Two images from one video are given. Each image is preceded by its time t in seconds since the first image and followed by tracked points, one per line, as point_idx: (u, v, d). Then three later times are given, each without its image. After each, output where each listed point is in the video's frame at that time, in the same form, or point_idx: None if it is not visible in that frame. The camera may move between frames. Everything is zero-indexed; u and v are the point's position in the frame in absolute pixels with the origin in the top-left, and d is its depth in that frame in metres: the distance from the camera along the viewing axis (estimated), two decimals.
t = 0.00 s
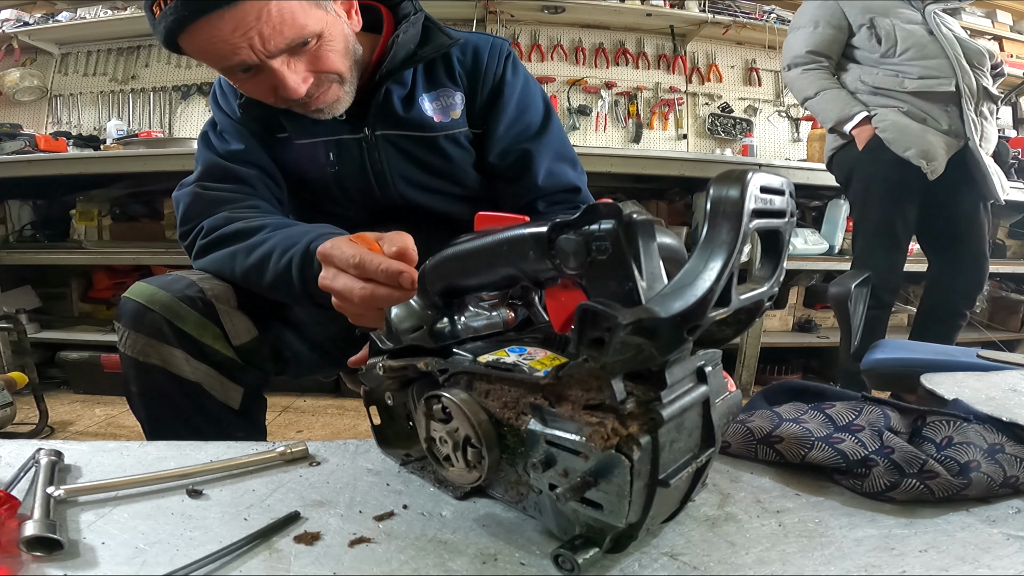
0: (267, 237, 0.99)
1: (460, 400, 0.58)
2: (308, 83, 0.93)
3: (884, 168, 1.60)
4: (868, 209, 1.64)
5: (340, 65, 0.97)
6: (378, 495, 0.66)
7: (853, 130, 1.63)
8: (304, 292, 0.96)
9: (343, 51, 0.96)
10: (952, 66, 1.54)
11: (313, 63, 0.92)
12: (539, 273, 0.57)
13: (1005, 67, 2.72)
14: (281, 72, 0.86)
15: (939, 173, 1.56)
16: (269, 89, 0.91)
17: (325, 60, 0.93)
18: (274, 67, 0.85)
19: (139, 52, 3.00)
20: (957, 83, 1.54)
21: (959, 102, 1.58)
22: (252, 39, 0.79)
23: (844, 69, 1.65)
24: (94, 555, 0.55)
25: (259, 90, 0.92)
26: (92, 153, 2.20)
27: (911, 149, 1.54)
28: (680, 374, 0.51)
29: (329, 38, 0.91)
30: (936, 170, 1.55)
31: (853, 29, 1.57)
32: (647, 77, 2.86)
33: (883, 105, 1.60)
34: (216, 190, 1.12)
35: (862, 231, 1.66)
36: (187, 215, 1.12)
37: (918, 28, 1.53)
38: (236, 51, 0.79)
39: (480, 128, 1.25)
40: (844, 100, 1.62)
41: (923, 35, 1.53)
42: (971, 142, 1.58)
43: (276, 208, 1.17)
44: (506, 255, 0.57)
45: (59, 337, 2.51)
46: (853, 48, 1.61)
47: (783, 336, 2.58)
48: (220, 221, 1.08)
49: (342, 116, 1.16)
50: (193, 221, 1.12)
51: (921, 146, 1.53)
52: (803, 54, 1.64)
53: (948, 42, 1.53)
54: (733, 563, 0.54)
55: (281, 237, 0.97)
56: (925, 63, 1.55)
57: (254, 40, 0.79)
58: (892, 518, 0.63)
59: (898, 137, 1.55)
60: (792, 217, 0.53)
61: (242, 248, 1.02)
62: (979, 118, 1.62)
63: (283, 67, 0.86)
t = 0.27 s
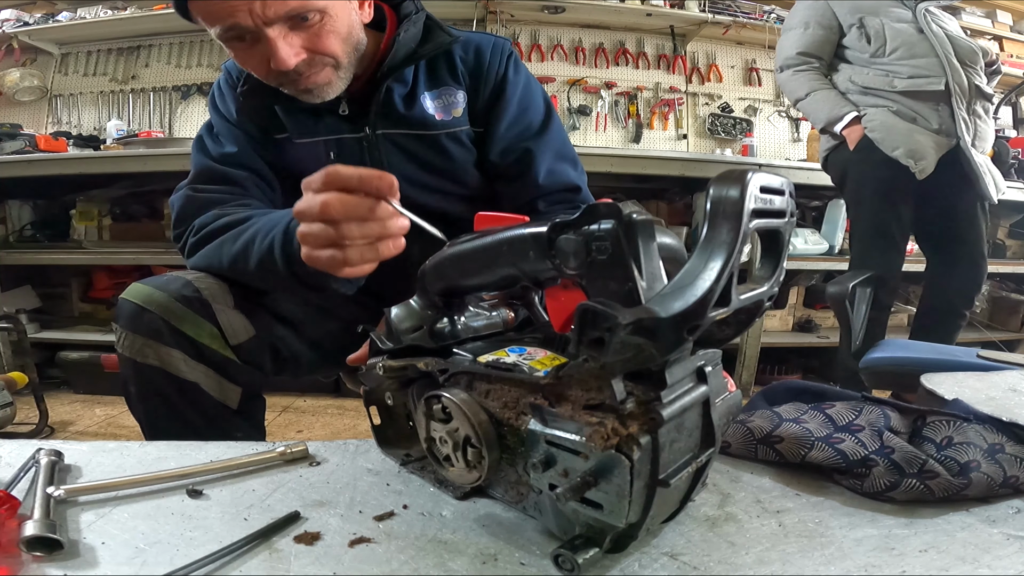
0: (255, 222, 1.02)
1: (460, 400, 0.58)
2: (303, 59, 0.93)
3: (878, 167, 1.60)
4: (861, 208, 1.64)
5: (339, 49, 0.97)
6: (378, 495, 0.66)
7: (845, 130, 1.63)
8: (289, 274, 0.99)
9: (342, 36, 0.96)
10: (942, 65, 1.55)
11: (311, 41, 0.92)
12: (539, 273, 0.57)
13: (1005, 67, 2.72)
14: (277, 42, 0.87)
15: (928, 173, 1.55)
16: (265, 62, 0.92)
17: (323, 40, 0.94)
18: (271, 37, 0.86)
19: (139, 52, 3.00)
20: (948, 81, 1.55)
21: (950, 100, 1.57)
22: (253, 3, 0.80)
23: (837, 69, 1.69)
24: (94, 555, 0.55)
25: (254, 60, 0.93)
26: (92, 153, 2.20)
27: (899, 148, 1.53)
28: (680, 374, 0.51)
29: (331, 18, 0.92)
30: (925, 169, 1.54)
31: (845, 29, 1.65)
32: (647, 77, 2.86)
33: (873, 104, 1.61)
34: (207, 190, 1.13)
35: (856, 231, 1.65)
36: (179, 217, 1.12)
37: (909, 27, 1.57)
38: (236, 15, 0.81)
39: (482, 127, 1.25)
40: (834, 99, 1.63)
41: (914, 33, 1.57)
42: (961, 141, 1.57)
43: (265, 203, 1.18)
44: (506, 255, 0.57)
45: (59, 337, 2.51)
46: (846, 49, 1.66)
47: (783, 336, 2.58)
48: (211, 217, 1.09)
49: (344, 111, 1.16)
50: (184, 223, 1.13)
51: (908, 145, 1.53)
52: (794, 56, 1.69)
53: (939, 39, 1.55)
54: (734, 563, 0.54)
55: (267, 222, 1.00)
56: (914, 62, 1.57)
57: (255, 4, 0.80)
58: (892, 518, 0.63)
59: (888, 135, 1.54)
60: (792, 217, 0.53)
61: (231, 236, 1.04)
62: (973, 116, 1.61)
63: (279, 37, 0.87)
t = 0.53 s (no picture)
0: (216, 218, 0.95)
1: (460, 400, 0.58)
2: (320, 29, 0.95)
3: (866, 168, 1.62)
4: (854, 207, 1.66)
5: (356, 26, 1.00)
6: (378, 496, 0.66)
7: (834, 130, 1.65)
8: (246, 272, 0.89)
9: (361, 15, 1.00)
10: (931, 66, 1.54)
11: (330, 13, 0.96)
12: (539, 273, 0.57)
13: (1004, 67, 2.72)
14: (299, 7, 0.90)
15: (916, 173, 1.57)
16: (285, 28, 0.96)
17: (342, 15, 0.97)
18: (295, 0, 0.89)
19: (139, 52, 3.00)
20: (936, 81, 1.55)
21: (939, 100, 1.58)
22: None
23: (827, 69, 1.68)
24: (94, 555, 0.55)
25: (275, 23, 0.96)
26: (92, 153, 2.20)
27: (885, 148, 1.56)
28: (680, 374, 0.51)
29: None
30: (912, 170, 1.56)
31: (835, 29, 1.60)
32: (647, 77, 2.86)
33: (862, 105, 1.62)
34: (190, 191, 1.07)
35: (850, 230, 1.66)
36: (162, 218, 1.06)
37: (897, 26, 1.55)
38: None
39: (487, 125, 1.25)
40: (824, 100, 1.65)
41: (903, 32, 1.55)
42: (947, 141, 1.57)
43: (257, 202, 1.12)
44: (507, 255, 0.57)
45: (59, 337, 2.51)
46: (836, 48, 1.63)
47: (783, 336, 2.58)
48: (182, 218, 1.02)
49: (354, 104, 1.16)
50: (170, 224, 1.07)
51: (895, 145, 1.55)
52: (785, 58, 1.67)
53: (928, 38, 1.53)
54: (734, 564, 0.54)
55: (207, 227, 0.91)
56: (903, 62, 1.55)
57: None
58: (892, 518, 0.63)
59: (876, 135, 1.56)
60: (792, 217, 0.53)
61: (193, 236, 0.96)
62: (962, 116, 1.64)
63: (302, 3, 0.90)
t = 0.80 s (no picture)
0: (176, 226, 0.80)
1: (460, 400, 0.58)
2: (345, 16, 0.93)
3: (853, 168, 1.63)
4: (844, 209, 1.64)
5: (379, 17, 0.98)
6: (378, 495, 0.66)
7: (823, 131, 1.67)
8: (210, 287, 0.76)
9: (385, 7, 0.98)
10: (918, 68, 1.56)
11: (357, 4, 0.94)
12: (539, 273, 0.57)
13: (1004, 67, 2.72)
14: None
15: (902, 172, 1.56)
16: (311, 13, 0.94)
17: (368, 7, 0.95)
18: None
19: (139, 52, 3.00)
20: (923, 84, 1.56)
21: (926, 103, 1.59)
22: None
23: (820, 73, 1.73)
24: (94, 555, 0.55)
25: (301, 4, 0.93)
26: (93, 153, 2.20)
27: (872, 148, 1.56)
28: (680, 374, 0.51)
29: None
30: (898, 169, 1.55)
31: (828, 32, 1.67)
32: (647, 77, 2.86)
33: (851, 107, 1.65)
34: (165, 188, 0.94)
35: (840, 233, 1.65)
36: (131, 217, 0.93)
37: (889, 28, 1.58)
38: None
39: (495, 125, 1.25)
40: (813, 102, 1.69)
41: (892, 34, 1.58)
42: (936, 144, 1.58)
43: (234, 193, 0.98)
44: (507, 256, 0.57)
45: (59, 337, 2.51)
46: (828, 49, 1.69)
47: (783, 336, 2.58)
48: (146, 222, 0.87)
49: (368, 101, 1.15)
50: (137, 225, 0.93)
51: (881, 145, 1.55)
52: (778, 60, 1.75)
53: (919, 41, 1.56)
54: (734, 564, 0.54)
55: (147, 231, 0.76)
56: (892, 65, 1.58)
57: None
58: (892, 518, 0.63)
59: (863, 135, 1.58)
60: (792, 217, 0.53)
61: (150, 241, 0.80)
62: (951, 119, 1.62)
63: None
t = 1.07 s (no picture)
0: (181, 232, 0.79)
1: (460, 400, 0.58)
2: (355, 19, 0.94)
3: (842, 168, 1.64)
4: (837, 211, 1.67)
5: (388, 20, 0.99)
6: (378, 495, 0.66)
7: (812, 131, 1.69)
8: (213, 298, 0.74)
9: (393, 10, 0.99)
10: (909, 68, 1.54)
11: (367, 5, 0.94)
12: (539, 273, 0.57)
13: (1005, 66, 2.72)
14: None
15: (885, 173, 1.57)
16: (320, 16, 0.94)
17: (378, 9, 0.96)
18: None
19: (139, 52, 3.00)
20: (912, 84, 1.54)
21: (914, 103, 1.56)
22: None
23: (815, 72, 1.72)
24: (94, 556, 0.55)
25: (311, 6, 0.93)
26: (93, 153, 2.20)
27: (856, 148, 1.57)
28: (680, 374, 0.51)
29: None
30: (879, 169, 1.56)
31: (824, 33, 1.66)
32: (647, 77, 2.86)
33: (842, 107, 1.64)
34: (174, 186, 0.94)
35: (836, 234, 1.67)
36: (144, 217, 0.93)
37: (884, 28, 1.56)
38: None
39: (499, 125, 1.25)
40: (805, 103, 1.69)
41: (887, 34, 1.56)
42: (924, 144, 1.56)
43: (242, 192, 0.99)
44: (507, 256, 0.57)
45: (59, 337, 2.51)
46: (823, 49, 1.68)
47: (783, 336, 2.59)
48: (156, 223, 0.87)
49: (374, 102, 1.16)
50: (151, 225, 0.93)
51: (865, 146, 1.56)
52: (774, 60, 1.74)
53: (913, 42, 1.54)
54: (734, 564, 0.54)
55: (145, 249, 0.74)
56: (884, 65, 1.57)
57: None
58: (892, 518, 0.63)
59: (847, 135, 1.59)
60: (792, 216, 0.53)
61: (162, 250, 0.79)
62: (941, 119, 1.59)
63: None
